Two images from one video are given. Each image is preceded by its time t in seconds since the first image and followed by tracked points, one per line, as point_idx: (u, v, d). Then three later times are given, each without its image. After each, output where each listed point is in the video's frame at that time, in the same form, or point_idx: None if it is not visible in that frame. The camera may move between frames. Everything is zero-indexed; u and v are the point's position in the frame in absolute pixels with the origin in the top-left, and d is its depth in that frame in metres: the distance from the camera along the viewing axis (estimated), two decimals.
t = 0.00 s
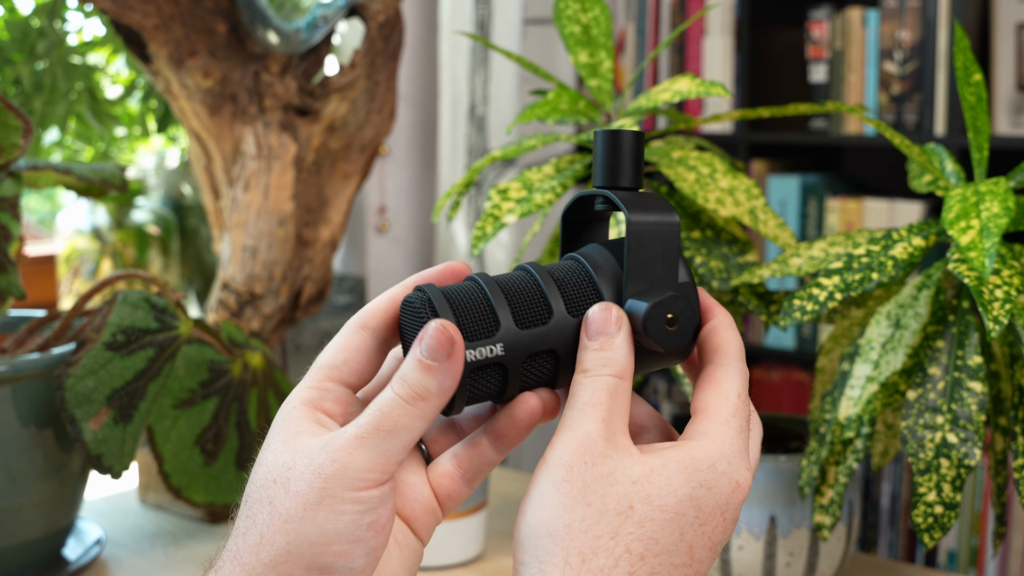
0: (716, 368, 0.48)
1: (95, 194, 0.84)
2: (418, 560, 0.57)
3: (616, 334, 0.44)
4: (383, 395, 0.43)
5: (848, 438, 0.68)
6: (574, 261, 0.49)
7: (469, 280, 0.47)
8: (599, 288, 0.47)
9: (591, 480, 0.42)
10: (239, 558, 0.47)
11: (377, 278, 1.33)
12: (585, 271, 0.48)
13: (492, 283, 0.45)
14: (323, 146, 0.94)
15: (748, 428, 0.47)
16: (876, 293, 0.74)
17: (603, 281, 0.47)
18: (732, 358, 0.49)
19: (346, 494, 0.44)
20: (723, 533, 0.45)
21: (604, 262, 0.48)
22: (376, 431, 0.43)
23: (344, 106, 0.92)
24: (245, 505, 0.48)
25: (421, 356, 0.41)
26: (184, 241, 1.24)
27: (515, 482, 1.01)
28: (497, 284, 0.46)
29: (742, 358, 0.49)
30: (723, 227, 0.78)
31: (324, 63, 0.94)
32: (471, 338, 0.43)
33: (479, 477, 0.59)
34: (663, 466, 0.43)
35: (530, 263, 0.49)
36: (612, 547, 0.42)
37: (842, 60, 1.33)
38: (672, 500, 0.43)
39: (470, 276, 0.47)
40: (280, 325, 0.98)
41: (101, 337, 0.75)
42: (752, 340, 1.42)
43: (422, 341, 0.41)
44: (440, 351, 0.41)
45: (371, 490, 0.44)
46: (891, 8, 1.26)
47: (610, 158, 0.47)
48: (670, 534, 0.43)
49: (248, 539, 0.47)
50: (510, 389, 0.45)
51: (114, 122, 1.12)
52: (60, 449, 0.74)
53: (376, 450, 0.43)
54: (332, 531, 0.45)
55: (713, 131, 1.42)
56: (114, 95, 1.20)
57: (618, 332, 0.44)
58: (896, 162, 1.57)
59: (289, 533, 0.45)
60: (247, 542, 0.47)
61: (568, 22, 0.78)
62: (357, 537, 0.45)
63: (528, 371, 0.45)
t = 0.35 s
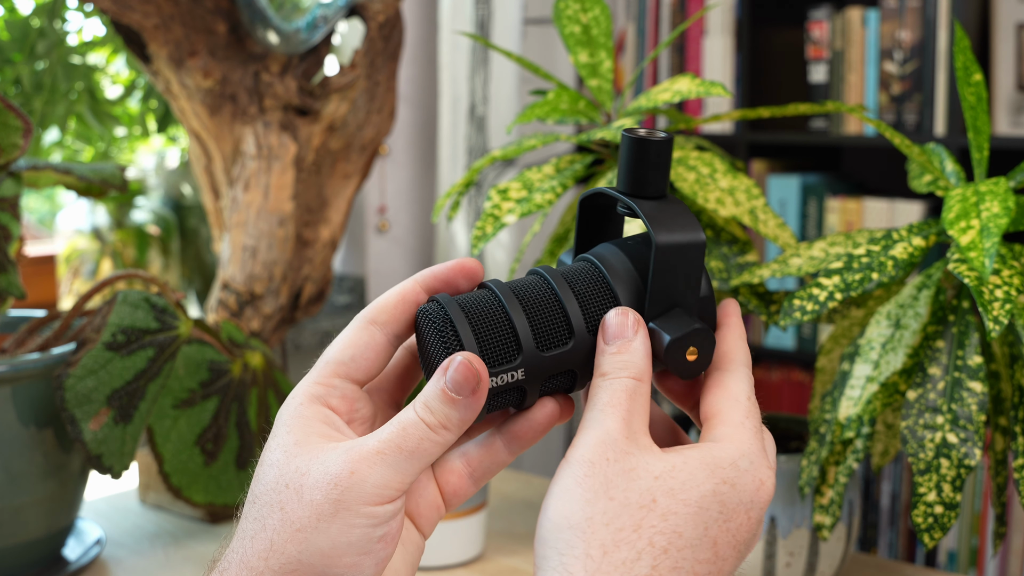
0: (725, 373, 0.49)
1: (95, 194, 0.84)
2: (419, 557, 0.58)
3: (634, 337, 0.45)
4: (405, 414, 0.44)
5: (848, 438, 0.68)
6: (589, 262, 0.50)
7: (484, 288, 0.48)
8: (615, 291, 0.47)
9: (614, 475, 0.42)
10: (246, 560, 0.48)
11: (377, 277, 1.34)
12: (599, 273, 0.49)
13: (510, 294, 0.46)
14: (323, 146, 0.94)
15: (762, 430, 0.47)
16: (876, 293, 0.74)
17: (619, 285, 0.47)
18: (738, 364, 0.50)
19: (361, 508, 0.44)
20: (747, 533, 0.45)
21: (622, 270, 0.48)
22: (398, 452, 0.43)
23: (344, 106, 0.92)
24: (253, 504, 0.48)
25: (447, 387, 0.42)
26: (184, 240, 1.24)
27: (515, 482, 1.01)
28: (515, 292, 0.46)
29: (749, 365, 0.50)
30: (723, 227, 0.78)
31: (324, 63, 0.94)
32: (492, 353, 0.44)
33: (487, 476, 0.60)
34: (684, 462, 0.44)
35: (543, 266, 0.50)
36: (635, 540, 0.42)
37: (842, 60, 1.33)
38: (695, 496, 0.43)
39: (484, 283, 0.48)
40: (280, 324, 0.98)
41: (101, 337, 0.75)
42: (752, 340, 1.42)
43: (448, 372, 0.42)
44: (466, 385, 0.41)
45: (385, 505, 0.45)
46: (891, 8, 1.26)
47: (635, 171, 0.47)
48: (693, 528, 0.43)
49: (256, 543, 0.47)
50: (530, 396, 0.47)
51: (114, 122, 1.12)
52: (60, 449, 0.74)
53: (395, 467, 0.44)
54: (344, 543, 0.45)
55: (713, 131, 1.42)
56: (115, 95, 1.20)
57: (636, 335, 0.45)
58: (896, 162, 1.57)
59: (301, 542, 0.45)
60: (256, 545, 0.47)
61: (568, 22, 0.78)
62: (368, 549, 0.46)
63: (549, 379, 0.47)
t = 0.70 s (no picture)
0: (765, 372, 0.48)
1: (95, 194, 0.84)
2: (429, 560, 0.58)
3: (649, 314, 0.44)
4: (420, 444, 0.45)
5: (848, 438, 0.68)
6: (610, 254, 0.50)
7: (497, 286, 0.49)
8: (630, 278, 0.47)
9: (643, 464, 0.42)
10: None
11: (377, 277, 1.33)
12: (616, 262, 0.49)
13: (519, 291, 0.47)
14: (323, 146, 0.94)
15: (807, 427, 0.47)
16: (876, 293, 0.74)
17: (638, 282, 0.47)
18: (778, 364, 0.49)
19: (370, 537, 0.45)
20: (787, 529, 0.44)
21: (646, 272, 0.47)
22: (412, 482, 0.44)
23: (344, 106, 0.92)
24: (259, 521, 0.48)
25: (469, 426, 0.44)
26: (184, 241, 1.24)
27: (515, 482, 1.01)
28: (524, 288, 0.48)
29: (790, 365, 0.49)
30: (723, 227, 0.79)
31: (324, 63, 0.94)
32: (496, 348, 0.46)
33: (501, 472, 0.62)
34: (718, 453, 0.43)
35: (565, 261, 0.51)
36: (664, 532, 0.41)
37: (842, 60, 1.33)
38: (729, 487, 0.42)
39: (500, 281, 0.50)
40: (280, 324, 0.98)
41: (101, 337, 0.75)
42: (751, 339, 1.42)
43: (472, 409, 0.44)
44: (488, 425, 0.44)
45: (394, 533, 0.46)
46: (891, 8, 1.26)
47: (685, 235, 0.42)
48: (726, 522, 0.42)
49: (263, 562, 0.48)
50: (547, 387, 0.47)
51: (114, 122, 1.12)
52: (60, 449, 0.74)
53: (406, 496, 0.45)
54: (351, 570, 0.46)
55: (713, 131, 1.42)
56: (115, 95, 1.20)
57: (651, 312, 0.44)
58: (896, 162, 1.57)
59: (309, 568, 0.46)
60: (262, 565, 0.47)
61: (568, 22, 0.78)
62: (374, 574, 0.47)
63: (562, 371, 0.47)
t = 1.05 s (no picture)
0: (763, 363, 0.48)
1: (95, 194, 0.84)
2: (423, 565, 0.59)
3: (657, 316, 0.44)
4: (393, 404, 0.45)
5: (848, 438, 0.68)
6: (612, 239, 0.49)
7: (497, 262, 0.48)
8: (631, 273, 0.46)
9: (645, 471, 0.41)
10: (245, 561, 0.49)
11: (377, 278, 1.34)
12: (617, 247, 0.48)
13: (519, 273, 0.46)
14: (323, 146, 0.94)
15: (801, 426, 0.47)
16: (876, 293, 0.74)
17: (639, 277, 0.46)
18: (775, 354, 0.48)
19: (348, 506, 0.45)
20: (779, 532, 0.45)
21: (649, 268, 0.45)
22: (382, 439, 0.44)
23: (344, 106, 0.92)
24: (254, 506, 0.49)
25: (433, 369, 0.44)
26: (184, 241, 1.24)
27: (515, 482, 1.01)
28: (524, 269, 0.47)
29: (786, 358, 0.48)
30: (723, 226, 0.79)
31: (324, 63, 0.94)
32: (489, 331, 0.46)
33: (490, 485, 0.60)
34: (718, 460, 0.43)
35: (568, 243, 0.49)
36: (665, 541, 0.41)
37: (842, 60, 1.33)
38: (729, 495, 0.42)
39: (501, 257, 0.49)
40: (280, 324, 0.98)
41: (101, 337, 0.75)
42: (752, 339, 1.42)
43: (435, 354, 0.44)
44: (451, 365, 0.43)
45: (374, 501, 0.46)
46: (891, 8, 1.26)
47: (700, 278, 0.41)
48: (725, 529, 0.42)
49: (255, 543, 0.48)
50: (537, 373, 0.47)
51: (114, 122, 1.12)
52: (60, 449, 0.74)
53: (382, 458, 0.45)
54: (332, 543, 0.46)
55: (713, 131, 1.42)
56: (114, 95, 1.20)
57: (659, 314, 0.44)
58: (896, 162, 1.57)
59: (291, 542, 0.46)
60: (254, 547, 0.48)
61: (567, 22, 0.78)
62: (357, 549, 0.47)
63: (557, 358, 0.47)
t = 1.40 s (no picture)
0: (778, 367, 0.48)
1: (95, 194, 0.84)
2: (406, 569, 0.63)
3: (673, 333, 0.44)
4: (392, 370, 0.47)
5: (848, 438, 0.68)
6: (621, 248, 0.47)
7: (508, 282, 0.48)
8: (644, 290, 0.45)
9: (665, 492, 0.42)
10: (228, 518, 0.50)
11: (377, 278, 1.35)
12: (626, 258, 0.46)
13: (529, 296, 0.47)
14: (323, 146, 0.94)
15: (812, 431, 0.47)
16: (876, 293, 0.74)
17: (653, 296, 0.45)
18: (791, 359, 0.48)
19: (341, 467, 0.48)
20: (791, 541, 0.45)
21: (661, 284, 0.44)
22: (382, 407, 0.48)
23: (344, 106, 0.92)
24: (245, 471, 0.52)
25: (432, 334, 0.45)
26: (184, 241, 1.24)
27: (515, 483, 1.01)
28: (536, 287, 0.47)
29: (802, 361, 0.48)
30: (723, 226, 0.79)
31: (324, 64, 0.94)
32: (504, 354, 0.47)
33: (476, 508, 0.63)
34: (735, 475, 0.43)
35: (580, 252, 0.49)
36: (689, 563, 0.41)
37: (842, 60, 1.33)
38: (747, 511, 0.43)
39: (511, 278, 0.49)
40: (280, 325, 0.98)
41: (101, 337, 0.75)
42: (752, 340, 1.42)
43: (435, 320, 0.45)
44: (449, 329, 0.45)
45: (365, 467, 0.49)
46: (891, 8, 1.26)
47: (716, 309, 0.40)
48: (745, 547, 0.43)
49: (240, 501, 0.50)
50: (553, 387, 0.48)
51: (114, 122, 1.12)
52: (60, 449, 0.74)
53: (378, 422, 0.48)
54: (319, 504, 0.48)
55: (713, 131, 1.42)
56: (114, 95, 1.20)
57: (675, 331, 0.44)
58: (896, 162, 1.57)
59: (279, 499, 0.48)
60: (238, 505, 0.50)
61: (568, 22, 0.78)
62: (344, 514, 0.49)
63: (572, 378, 0.48)
